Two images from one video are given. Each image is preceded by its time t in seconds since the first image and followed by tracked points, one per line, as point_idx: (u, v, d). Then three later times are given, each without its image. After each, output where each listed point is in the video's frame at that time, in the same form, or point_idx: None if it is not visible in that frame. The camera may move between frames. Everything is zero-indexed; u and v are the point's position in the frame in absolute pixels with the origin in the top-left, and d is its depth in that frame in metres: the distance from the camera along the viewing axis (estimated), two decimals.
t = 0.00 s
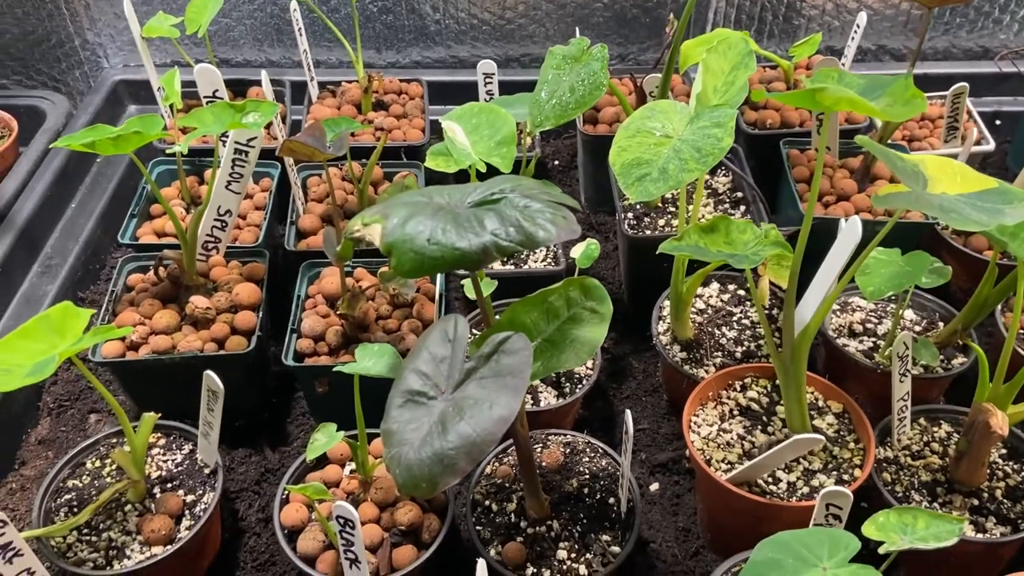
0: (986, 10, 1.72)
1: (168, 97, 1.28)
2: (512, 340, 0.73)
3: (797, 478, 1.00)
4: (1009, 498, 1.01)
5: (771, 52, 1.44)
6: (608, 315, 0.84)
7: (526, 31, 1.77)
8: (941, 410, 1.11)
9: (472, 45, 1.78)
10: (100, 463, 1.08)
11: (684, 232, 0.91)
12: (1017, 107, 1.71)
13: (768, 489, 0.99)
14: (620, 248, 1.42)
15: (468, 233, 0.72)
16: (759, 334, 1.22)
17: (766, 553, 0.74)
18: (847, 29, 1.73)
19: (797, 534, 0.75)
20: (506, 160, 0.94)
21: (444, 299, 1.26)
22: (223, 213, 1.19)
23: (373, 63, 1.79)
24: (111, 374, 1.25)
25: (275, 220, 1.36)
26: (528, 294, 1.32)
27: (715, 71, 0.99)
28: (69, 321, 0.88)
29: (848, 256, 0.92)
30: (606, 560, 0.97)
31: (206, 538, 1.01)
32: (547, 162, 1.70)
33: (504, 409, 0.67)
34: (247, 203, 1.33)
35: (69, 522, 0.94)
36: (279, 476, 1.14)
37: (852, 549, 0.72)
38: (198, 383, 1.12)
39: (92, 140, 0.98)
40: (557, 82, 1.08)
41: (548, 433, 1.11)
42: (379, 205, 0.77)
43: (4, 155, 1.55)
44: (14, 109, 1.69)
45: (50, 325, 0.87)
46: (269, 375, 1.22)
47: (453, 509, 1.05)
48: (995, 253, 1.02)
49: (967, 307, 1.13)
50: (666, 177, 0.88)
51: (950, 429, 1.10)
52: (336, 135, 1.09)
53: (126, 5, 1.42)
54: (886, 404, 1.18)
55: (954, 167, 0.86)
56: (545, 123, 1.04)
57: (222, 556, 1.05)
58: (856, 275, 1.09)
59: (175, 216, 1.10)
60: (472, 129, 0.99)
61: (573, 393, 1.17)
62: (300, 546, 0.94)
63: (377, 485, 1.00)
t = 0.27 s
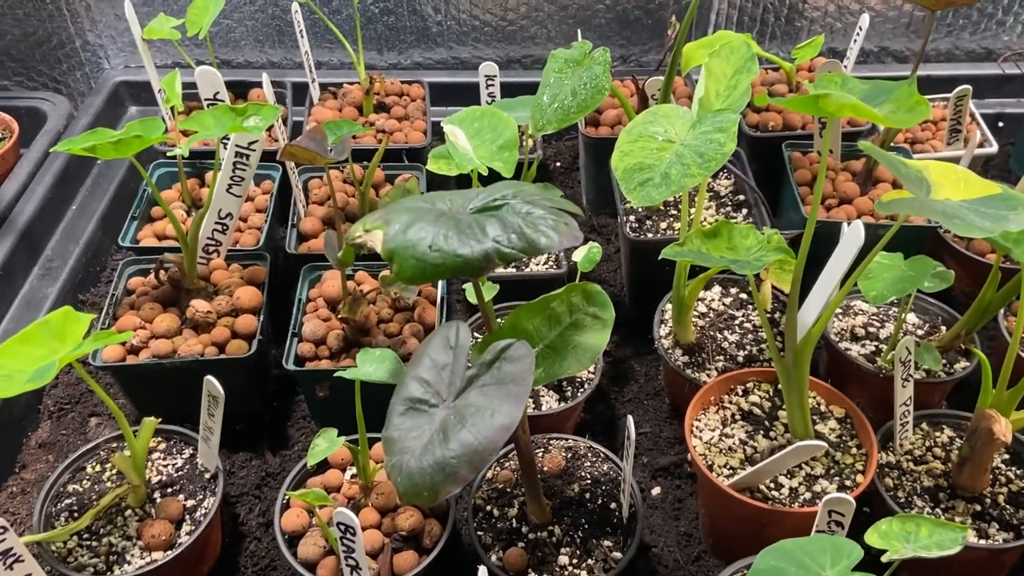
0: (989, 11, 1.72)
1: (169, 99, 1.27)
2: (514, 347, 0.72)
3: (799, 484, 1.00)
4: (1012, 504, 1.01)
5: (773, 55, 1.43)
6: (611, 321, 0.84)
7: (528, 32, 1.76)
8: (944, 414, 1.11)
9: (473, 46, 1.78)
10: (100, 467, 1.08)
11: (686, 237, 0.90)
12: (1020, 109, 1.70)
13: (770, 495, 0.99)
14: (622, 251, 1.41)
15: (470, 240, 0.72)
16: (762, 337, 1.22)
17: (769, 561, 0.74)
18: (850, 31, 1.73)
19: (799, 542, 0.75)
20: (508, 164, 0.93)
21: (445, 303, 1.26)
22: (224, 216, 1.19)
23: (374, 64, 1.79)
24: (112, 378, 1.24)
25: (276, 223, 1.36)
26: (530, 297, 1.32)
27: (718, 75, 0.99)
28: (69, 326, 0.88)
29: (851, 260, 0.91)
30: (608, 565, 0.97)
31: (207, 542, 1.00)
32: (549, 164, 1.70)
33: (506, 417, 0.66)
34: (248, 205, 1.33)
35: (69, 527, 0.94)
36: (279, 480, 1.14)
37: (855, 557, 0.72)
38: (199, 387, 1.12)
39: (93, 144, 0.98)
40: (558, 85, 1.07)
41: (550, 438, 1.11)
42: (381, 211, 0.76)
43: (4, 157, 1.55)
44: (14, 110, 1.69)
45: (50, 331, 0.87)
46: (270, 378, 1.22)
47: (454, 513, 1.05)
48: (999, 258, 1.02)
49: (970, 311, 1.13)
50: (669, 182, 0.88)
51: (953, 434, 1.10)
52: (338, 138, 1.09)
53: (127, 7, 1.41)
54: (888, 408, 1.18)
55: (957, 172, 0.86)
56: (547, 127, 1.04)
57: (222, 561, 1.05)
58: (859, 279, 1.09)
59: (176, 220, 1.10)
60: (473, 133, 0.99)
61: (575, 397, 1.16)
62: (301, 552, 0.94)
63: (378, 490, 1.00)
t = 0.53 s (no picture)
0: (989, 12, 1.71)
1: (166, 101, 1.27)
2: (510, 353, 0.72)
3: (797, 488, 1.00)
4: (1010, 508, 1.01)
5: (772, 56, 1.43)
6: (607, 325, 0.84)
7: (526, 33, 1.76)
8: (943, 418, 1.10)
9: (472, 47, 1.77)
10: (96, 470, 1.07)
11: (684, 241, 0.90)
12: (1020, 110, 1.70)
13: (768, 499, 0.98)
14: (620, 253, 1.41)
15: (465, 245, 0.72)
16: (760, 340, 1.22)
17: (766, 567, 0.74)
18: (849, 32, 1.73)
19: (796, 548, 0.75)
20: (505, 168, 0.93)
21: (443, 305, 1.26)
22: (221, 219, 1.18)
23: (372, 65, 1.78)
24: (108, 380, 1.24)
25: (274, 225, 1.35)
26: (528, 299, 1.31)
27: (716, 78, 0.99)
28: (64, 329, 0.87)
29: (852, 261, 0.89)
30: (605, 570, 0.96)
31: (203, 546, 1.00)
32: (547, 165, 1.69)
33: (501, 423, 0.66)
34: (245, 207, 1.33)
35: (65, 531, 0.94)
36: (276, 483, 1.13)
37: (852, 564, 0.72)
38: (195, 390, 1.12)
39: (87, 147, 0.98)
40: (556, 88, 1.07)
41: (547, 441, 1.10)
42: (377, 216, 0.76)
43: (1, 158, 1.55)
44: (12, 111, 1.68)
45: (45, 334, 0.87)
46: (266, 381, 1.22)
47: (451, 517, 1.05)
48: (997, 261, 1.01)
49: (969, 315, 1.12)
50: (666, 185, 0.87)
51: (952, 438, 1.09)
52: (335, 140, 1.09)
53: (124, 8, 1.41)
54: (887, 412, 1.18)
55: (954, 176, 0.85)
56: (544, 129, 1.04)
57: (219, 565, 1.05)
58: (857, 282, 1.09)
59: (172, 222, 1.09)
60: (470, 136, 0.99)
61: (572, 400, 1.16)
62: (297, 556, 0.94)
63: (374, 494, 1.00)
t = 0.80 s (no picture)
0: (988, 11, 1.71)
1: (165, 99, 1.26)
2: (508, 350, 0.72)
3: (796, 486, 1.00)
4: (1009, 507, 1.01)
5: (772, 55, 1.43)
6: (606, 323, 0.83)
7: (526, 31, 1.76)
8: (942, 417, 1.10)
9: (471, 45, 1.77)
10: (95, 468, 1.07)
11: (683, 239, 0.90)
12: (1019, 109, 1.70)
13: (766, 497, 0.98)
14: (619, 252, 1.41)
15: (464, 243, 0.72)
16: (759, 339, 1.22)
17: (764, 565, 0.74)
18: (848, 31, 1.73)
19: (794, 546, 0.75)
20: (504, 166, 0.93)
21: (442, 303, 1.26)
22: (219, 217, 1.18)
23: (372, 63, 1.78)
24: (107, 378, 1.24)
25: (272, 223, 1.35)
26: (527, 298, 1.31)
27: (715, 76, 0.99)
28: (62, 327, 0.87)
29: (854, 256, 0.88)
30: (604, 568, 0.96)
31: (201, 544, 1.00)
32: (546, 164, 1.69)
33: (500, 421, 0.66)
34: (244, 205, 1.32)
35: (63, 529, 0.94)
36: (275, 481, 1.13)
37: (851, 562, 0.72)
38: (194, 388, 1.12)
39: (86, 144, 0.98)
40: (555, 86, 1.07)
41: (546, 440, 1.10)
42: (376, 213, 0.76)
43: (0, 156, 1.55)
44: (11, 109, 1.68)
45: (43, 331, 0.86)
46: (265, 379, 1.22)
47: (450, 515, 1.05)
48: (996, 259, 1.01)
49: (967, 313, 1.13)
50: (665, 183, 0.88)
51: (950, 437, 1.09)
52: (334, 138, 1.08)
53: (123, 6, 1.41)
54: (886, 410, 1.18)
55: (954, 174, 0.85)
56: (543, 128, 1.03)
57: (217, 563, 1.05)
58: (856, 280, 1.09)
59: (171, 220, 1.09)
60: (469, 134, 0.98)
61: (571, 398, 1.16)
62: (295, 554, 0.94)
63: (373, 492, 1.00)
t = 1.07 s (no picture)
0: (982, 18, 1.73)
1: (168, 104, 1.28)
2: (508, 354, 0.73)
3: (791, 488, 1.01)
4: (1000, 508, 1.02)
5: (768, 61, 1.44)
6: (604, 327, 0.85)
7: (525, 37, 1.78)
8: (935, 419, 1.12)
9: (471, 50, 1.79)
10: (99, 469, 1.09)
11: (679, 244, 0.92)
12: (1013, 115, 1.71)
13: (762, 498, 1.00)
14: (617, 256, 1.43)
15: (465, 249, 0.73)
16: (755, 342, 1.23)
17: (759, 565, 0.75)
18: (844, 37, 1.74)
19: (788, 547, 0.76)
20: (504, 172, 0.94)
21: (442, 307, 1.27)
22: (223, 221, 1.20)
23: (372, 68, 1.80)
24: (111, 380, 1.25)
25: (274, 227, 1.37)
26: (526, 301, 1.33)
27: (711, 84, 1.01)
28: (70, 330, 0.89)
29: (844, 265, 0.91)
30: (602, 568, 0.98)
31: (205, 544, 1.02)
32: (545, 168, 1.71)
33: (500, 423, 0.68)
34: (246, 209, 1.34)
35: (69, 529, 0.96)
36: (277, 483, 1.15)
37: (844, 561, 0.73)
38: (197, 390, 1.13)
39: (93, 150, 0.99)
40: (554, 93, 1.09)
41: (545, 441, 1.12)
42: (378, 219, 0.78)
43: (4, 160, 1.56)
44: (14, 113, 1.70)
45: (51, 334, 0.88)
46: (267, 381, 1.23)
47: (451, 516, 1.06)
48: (988, 264, 1.03)
49: (960, 317, 1.15)
50: (662, 190, 0.89)
51: (943, 439, 1.11)
52: (336, 144, 1.10)
53: (127, 12, 1.42)
54: (880, 412, 1.19)
55: (946, 181, 0.85)
56: (542, 134, 1.05)
57: (221, 563, 1.06)
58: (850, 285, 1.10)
59: (175, 224, 1.11)
60: (470, 140, 1.00)
61: (570, 401, 1.18)
62: (298, 554, 0.95)
63: (375, 493, 1.01)
